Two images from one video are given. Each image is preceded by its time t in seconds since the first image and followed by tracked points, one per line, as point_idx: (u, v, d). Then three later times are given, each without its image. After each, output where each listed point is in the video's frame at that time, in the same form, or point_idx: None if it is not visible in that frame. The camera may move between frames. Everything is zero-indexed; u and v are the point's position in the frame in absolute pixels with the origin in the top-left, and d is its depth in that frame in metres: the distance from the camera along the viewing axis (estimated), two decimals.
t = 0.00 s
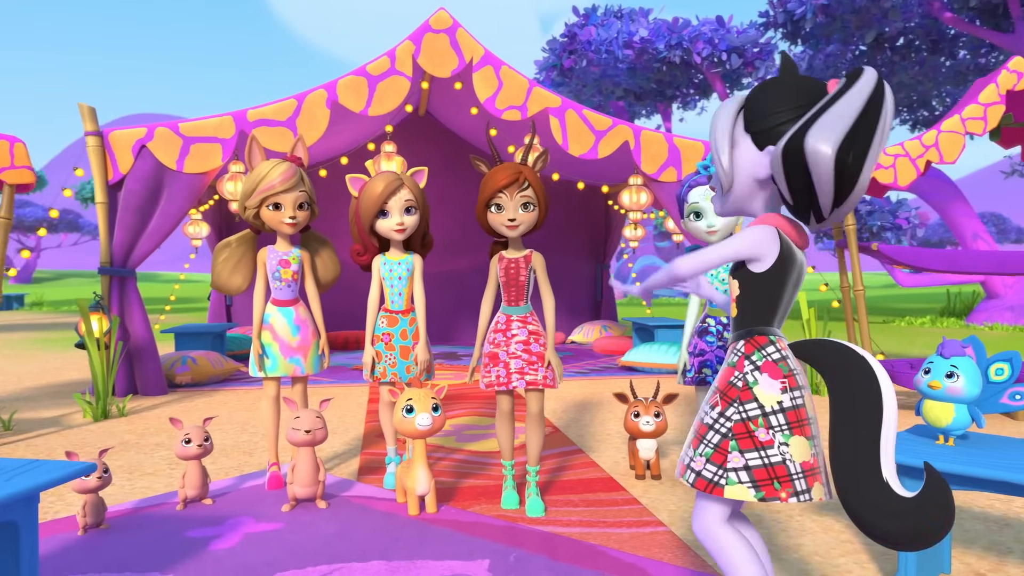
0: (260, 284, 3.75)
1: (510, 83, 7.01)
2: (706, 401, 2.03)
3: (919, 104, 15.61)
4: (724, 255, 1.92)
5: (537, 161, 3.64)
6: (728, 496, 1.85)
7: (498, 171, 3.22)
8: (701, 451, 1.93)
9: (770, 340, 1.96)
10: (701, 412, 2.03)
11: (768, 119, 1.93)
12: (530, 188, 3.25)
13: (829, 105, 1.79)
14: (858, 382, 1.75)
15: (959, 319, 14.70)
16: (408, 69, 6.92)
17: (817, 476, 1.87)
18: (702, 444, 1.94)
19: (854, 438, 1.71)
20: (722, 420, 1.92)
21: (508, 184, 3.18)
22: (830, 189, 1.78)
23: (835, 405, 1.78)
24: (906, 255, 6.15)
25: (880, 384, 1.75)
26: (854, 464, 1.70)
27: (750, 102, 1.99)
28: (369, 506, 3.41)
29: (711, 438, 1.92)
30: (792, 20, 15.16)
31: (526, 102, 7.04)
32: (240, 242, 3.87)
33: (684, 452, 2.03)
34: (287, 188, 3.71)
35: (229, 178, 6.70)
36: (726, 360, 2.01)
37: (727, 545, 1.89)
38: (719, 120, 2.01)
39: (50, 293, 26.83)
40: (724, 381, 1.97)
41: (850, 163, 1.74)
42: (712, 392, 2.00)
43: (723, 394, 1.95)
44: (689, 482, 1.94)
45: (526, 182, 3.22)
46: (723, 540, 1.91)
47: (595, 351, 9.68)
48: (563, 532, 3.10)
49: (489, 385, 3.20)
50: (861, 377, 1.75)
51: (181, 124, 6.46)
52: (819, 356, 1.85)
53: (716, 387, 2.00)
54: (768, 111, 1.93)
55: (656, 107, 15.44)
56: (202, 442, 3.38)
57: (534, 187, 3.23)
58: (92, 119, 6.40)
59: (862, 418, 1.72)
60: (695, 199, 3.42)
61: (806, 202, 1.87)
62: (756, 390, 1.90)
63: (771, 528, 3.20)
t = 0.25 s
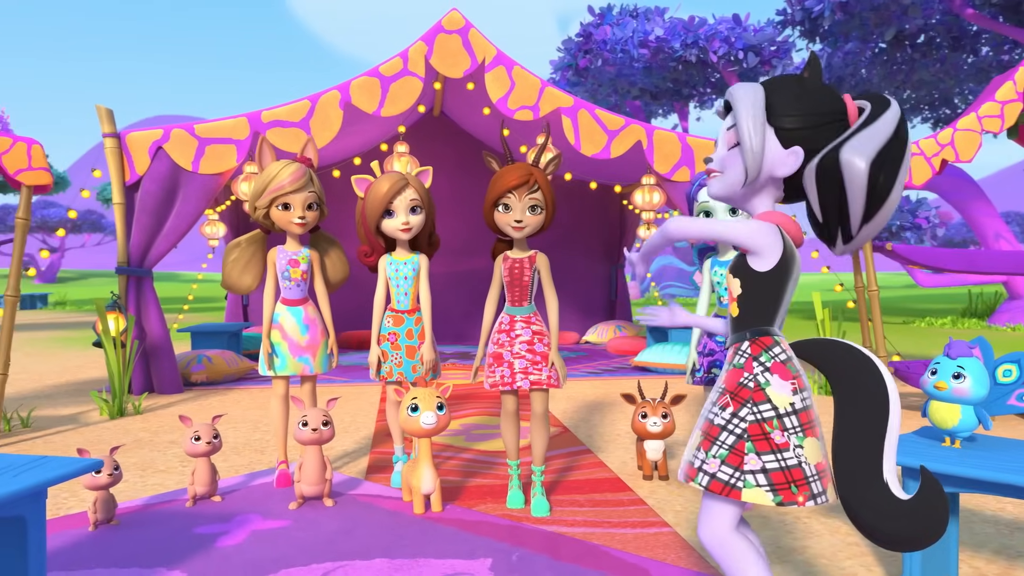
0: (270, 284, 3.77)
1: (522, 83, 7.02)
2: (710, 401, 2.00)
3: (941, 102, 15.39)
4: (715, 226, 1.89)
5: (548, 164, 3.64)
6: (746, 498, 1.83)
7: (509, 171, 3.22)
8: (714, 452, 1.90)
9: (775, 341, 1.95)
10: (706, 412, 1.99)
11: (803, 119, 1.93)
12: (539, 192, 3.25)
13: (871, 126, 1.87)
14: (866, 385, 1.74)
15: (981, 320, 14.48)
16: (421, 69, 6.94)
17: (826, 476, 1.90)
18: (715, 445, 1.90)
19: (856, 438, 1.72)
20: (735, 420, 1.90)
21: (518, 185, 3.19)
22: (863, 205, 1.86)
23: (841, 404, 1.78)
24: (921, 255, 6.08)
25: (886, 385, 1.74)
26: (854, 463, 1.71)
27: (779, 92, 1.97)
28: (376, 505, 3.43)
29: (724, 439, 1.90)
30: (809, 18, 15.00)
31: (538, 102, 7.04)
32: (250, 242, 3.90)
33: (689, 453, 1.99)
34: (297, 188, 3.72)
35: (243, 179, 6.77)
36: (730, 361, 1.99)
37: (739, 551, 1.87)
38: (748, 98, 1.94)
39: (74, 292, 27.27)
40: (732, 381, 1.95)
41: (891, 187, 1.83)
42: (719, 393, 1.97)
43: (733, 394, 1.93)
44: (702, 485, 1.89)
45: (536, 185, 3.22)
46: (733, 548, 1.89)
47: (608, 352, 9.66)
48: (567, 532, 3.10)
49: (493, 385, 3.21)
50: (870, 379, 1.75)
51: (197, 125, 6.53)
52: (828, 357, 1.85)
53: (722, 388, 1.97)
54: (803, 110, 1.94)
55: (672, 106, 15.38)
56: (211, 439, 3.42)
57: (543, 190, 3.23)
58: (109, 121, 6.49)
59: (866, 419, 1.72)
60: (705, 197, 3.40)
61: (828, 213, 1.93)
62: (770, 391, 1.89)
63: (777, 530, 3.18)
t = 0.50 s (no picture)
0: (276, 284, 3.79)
1: (533, 83, 7.00)
2: (709, 408, 1.96)
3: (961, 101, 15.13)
4: (713, 205, 1.94)
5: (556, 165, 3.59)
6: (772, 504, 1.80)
7: (514, 171, 3.19)
8: (735, 461, 1.84)
9: (769, 340, 1.95)
10: (707, 421, 1.95)
11: (791, 116, 1.94)
12: (544, 191, 3.21)
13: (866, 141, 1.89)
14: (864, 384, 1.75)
15: (1001, 322, 14.25)
16: (431, 70, 6.95)
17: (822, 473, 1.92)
18: (733, 454, 1.85)
19: (857, 438, 1.75)
20: (746, 425, 1.86)
21: (523, 185, 3.15)
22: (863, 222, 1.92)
23: (836, 407, 1.78)
24: (935, 255, 6.00)
25: (882, 382, 1.77)
26: (861, 463, 1.75)
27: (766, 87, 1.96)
28: (380, 504, 3.44)
29: (741, 446, 1.85)
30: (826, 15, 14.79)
31: (548, 102, 7.03)
32: (257, 242, 3.91)
33: (698, 466, 1.93)
34: (303, 189, 3.73)
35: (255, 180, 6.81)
36: (726, 363, 1.96)
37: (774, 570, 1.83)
38: (743, 96, 1.93)
39: (94, 291, 27.64)
40: (732, 386, 1.91)
41: (890, 206, 1.91)
42: (720, 399, 1.92)
43: (737, 399, 1.89)
44: (732, 498, 1.83)
45: (541, 185, 3.18)
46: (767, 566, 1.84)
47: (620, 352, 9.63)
48: (569, 532, 3.09)
49: (496, 386, 3.21)
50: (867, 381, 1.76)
51: (209, 127, 6.59)
52: (819, 355, 1.83)
53: (722, 393, 1.93)
54: (790, 104, 1.94)
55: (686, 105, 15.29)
56: (217, 438, 3.44)
57: (549, 191, 3.19)
58: (124, 123, 6.56)
59: (866, 420, 1.74)
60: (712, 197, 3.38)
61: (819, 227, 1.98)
62: (773, 390, 1.87)
63: (782, 532, 3.16)
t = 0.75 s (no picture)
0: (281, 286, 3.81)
1: (542, 83, 6.99)
2: (708, 425, 1.90)
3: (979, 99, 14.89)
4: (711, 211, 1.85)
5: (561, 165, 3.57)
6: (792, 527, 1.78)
7: (516, 172, 3.17)
8: (748, 485, 1.80)
9: (763, 348, 1.93)
10: (707, 439, 1.89)
11: (786, 114, 1.90)
12: (547, 192, 3.20)
13: (865, 145, 1.91)
14: (857, 392, 1.75)
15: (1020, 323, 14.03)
16: (440, 71, 6.96)
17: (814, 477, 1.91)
18: (746, 478, 1.80)
19: (854, 448, 1.75)
20: (755, 445, 1.81)
21: (525, 186, 3.13)
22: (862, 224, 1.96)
23: (827, 414, 1.78)
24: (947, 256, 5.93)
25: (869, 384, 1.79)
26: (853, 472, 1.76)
27: (761, 84, 1.91)
28: (382, 505, 3.45)
29: (753, 468, 1.80)
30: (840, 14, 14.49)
31: (557, 103, 7.02)
32: (263, 245, 3.92)
33: (705, 489, 1.88)
34: (308, 191, 3.74)
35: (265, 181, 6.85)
36: (722, 374, 1.91)
37: None
38: (740, 97, 1.87)
39: (112, 291, 27.95)
40: (732, 401, 1.87)
41: (888, 209, 1.96)
42: (721, 416, 1.87)
43: (741, 416, 1.84)
44: (750, 524, 1.79)
45: (543, 186, 3.16)
46: None
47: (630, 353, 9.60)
48: (570, 535, 3.08)
49: (499, 389, 3.21)
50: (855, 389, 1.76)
51: (220, 128, 6.63)
52: (809, 365, 1.80)
53: (722, 409, 1.88)
54: (782, 100, 1.90)
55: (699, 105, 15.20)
56: (222, 439, 3.46)
57: (551, 192, 3.18)
58: (136, 125, 6.62)
59: (863, 430, 1.75)
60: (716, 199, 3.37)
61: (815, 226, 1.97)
62: (775, 403, 1.84)
63: (785, 536, 3.13)
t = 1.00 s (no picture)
0: (286, 288, 3.82)
1: (551, 84, 6.97)
2: (705, 438, 1.83)
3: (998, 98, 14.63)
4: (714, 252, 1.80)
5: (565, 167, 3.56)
6: (798, 546, 1.74)
7: (518, 175, 3.16)
8: (753, 504, 1.75)
9: (760, 358, 1.89)
10: (704, 453, 1.82)
11: (785, 112, 1.83)
12: (549, 195, 3.19)
13: (866, 150, 1.87)
14: (849, 400, 1.73)
15: None
16: (449, 72, 6.96)
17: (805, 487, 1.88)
18: (750, 497, 1.75)
19: (843, 457, 1.72)
20: (760, 461, 1.77)
21: (527, 189, 3.13)
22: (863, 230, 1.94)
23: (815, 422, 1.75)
24: (960, 258, 5.87)
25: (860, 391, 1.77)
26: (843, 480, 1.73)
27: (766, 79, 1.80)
28: (385, 507, 3.45)
29: (758, 487, 1.76)
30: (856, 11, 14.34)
31: (566, 104, 7.00)
32: (268, 248, 3.95)
33: (701, 505, 1.81)
34: (313, 194, 3.76)
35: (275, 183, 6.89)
36: (720, 384, 1.85)
37: None
38: (751, 98, 1.78)
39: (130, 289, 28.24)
40: (732, 414, 1.81)
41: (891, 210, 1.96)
42: (721, 430, 1.81)
43: (743, 431, 1.79)
44: (754, 544, 1.75)
45: (545, 189, 3.16)
46: None
47: (641, 354, 9.58)
48: (571, 539, 3.07)
49: (501, 392, 3.21)
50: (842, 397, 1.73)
51: (231, 130, 6.65)
52: (803, 374, 1.78)
53: (722, 423, 1.81)
54: (783, 97, 1.82)
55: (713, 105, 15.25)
56: (226, 440, 3.48)
57: (554, 194, 3.17)
58: (148, 127, 6.68)
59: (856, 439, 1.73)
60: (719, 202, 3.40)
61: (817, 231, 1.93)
62: (777, 416, 1.80)
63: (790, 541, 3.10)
